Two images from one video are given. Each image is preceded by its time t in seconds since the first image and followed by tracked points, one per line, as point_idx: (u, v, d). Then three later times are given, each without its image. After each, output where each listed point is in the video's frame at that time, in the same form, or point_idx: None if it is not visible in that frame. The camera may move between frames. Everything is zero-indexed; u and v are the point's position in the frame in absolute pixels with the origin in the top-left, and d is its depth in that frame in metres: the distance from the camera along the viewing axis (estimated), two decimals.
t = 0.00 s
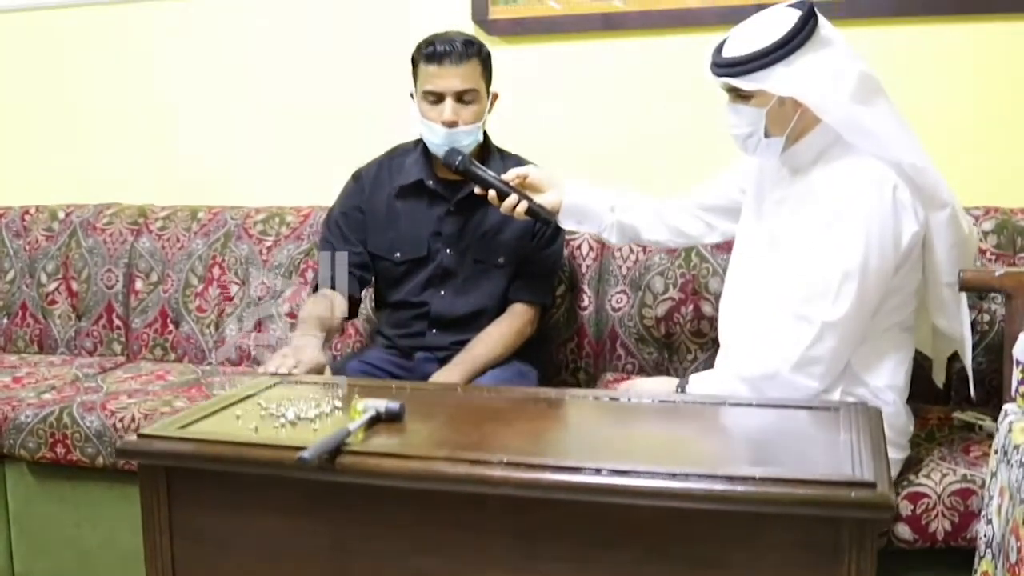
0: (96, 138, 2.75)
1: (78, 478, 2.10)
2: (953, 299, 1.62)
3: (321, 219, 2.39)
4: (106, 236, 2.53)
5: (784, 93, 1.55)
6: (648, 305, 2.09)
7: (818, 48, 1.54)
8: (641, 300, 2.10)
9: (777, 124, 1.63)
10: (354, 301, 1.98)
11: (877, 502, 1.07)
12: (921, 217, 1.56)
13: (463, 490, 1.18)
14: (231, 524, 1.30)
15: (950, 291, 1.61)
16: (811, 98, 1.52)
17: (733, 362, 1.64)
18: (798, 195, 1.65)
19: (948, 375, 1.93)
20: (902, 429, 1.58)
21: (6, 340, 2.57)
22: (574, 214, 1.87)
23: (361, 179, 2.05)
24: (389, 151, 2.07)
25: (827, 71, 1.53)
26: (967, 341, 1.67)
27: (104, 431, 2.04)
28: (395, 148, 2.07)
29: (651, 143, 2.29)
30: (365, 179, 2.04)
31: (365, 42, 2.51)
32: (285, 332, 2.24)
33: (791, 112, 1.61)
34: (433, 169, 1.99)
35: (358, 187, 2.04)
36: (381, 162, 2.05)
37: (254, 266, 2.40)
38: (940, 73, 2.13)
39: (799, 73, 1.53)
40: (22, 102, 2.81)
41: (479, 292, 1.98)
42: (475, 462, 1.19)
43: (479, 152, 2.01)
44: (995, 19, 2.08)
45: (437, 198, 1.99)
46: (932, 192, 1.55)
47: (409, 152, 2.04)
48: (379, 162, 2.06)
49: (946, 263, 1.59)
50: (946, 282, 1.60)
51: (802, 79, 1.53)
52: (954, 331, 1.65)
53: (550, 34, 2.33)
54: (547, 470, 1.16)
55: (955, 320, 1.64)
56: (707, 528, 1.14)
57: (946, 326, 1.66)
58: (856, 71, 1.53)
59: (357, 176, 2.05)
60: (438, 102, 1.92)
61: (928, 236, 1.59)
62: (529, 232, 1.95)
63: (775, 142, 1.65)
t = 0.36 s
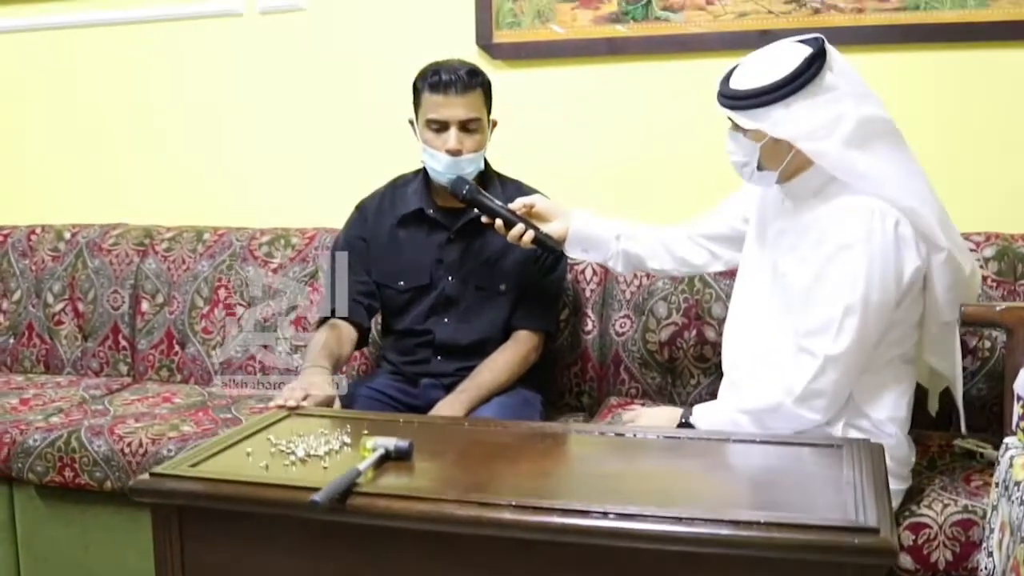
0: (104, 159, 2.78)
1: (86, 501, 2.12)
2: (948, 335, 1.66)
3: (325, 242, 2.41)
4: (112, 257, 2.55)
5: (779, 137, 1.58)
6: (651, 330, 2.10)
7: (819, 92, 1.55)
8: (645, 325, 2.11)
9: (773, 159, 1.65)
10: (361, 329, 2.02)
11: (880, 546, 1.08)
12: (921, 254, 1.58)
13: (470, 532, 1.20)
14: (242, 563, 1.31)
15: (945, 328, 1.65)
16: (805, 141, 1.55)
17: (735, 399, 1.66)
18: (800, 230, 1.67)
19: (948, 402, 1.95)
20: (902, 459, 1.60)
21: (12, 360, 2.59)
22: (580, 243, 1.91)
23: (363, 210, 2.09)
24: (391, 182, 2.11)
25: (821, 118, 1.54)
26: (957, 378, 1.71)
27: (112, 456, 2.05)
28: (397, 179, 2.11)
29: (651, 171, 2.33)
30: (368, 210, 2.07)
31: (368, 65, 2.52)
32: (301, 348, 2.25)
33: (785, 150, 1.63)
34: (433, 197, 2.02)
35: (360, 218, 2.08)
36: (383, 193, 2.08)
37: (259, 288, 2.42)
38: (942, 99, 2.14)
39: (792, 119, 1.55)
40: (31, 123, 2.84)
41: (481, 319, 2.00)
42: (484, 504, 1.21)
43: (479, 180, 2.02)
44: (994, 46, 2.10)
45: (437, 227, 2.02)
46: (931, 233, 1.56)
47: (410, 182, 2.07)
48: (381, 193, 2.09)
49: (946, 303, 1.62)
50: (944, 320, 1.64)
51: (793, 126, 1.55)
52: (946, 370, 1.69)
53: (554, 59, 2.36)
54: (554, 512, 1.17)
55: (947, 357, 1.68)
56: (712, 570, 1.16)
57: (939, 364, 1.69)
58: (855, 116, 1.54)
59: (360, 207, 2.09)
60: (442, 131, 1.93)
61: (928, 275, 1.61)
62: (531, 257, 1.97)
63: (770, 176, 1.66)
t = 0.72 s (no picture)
0: (112, 175, 2.81)
1: (95, 516, 2.14)
2: (943, 359, 1.70)
3: (330, 258, 2.44)
4: (119, 272, 2.57)
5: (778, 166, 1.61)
6: (654, 347, 2.13)
7: (819, 123, 1.58)
8: (647, 342, 2.14)
9: (771, 185, 1.68)
10: (366, 347, 2.03)
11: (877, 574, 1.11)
12: (920, 280, 1.61)
13: (478, 558, 1.22)
14: None
15: (942, 352, 1.69)
16: (804, 171, 1.58)
17: (735, 418, 1.68)
18: (799, 255, 1.69)
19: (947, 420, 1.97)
20: (901, 480, 1.62)
21: (20, 373, 2.61)
22: (587, 262, 1.94)
23: (369, 231, 2.11)
24: (396, 202, 2.13)
25: (820, 147, 1.57)
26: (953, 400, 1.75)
27: (121, 472, 2.07)
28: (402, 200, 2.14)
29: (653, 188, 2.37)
30: (374, 230, 2.10)
31: (372, 82, 2.55)
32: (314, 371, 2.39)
33: (786, 178, 1.66)
34: (437, 217, 2.05)
35: (366, 238, 2.11)
36: (388, 213, 2.11)
37: (265, 304, 2.45)
38: (940, 118, 2.17)
39: (792, 149, 1.58)
40: (40, 139, 2.87)
41: (485, 338, 2.02)
42: (490, 530, 1.23)
43: (483, 199, 2.04)
44: (991, 67, 2.13)
45: (441, 246, 2.04)
46: (930, 258, 1.59)
47: (415, 202, 2.10)
48: (386, 214, 2.12)
49: (945, 328, 1.66)
50: (942, 345, 1.67)
51: (793, 155, 1.58)
52: (941, 392, 1.73)
53: (556, 77, 2.40)
54: (560, 539, 1.20)
55: (944, 380, 1.72)
56: None
57: (935, 387, 1.73)
58: (854, 146, 1.57)
59: (366, 227, 2.12)
60: (444, 152, 1.96)
61: (927, 300, 1.64)
62: (535, 276, 2.00)
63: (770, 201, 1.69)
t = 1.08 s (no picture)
0: (122, 183, 2.85)
1: (108, 521, 2.18)
2: (944, 367, 1.74)
3: (338, 266, 2.48)
4: (130, 279, 2.61)
5: (783, 178, 1.64)
6: (658, 354, 2.16)
7: (824, 137, 1.61)
8: (652, 349, 2.17)
9: (775, 197, 1.71)
10: (373, 352, 2.07)
11: None
12: (921, 291, 1.64)
13: (490, 565, 1.25)
14: None
15: (943, 361, 1.73)
16: (807, 184, 1.62)
17: (739, 424, 1.72)
18: (801, 263, 1.73)
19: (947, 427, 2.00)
20: (902, 486, 1.65)
21: (31, 379, 2.64)
22: (594, 271, 1.99)
23: (379, 235, 2.15)
24: (406, 208, 2.17)
25: (824, 160, 1.60)
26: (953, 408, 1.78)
27: (133, 478, 2.10)
28: (412, 203, 2.17)
29: (657, 198, 2.40)
30: (384, 235, 2.14)
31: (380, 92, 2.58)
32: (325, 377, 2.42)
33: (790, 189, 1.69)
34: (449, 224, 2.08)
35: (376, 243, 2.14)
36: (399, 218, 2.14)
37: (274, 312, 2.48)
38: (940, 129, 2.20)
39: (797, 161, 1.61)
40: (51, 147, 2.91)
41: (493, 344, 2.06)
42: (502, 538, 1.26)
43: (493, 208, 2.07)
44: (990, 79, 2.16)
45: (452, 254, 2.07)
46: (930, 269, 1.62)
47: (426, 208, 2.13)
48: (396, 219, 2.15)
49: (945, 338, 1.69)
50: (942, 354, 1.71)
51: (798, 168, 1.61)
52: (941, 401, 1.77)
53: (562, 88, 2.43)
54: (571, 546, 1.23)
55: (944, 390, 1.76)
56: None
57: (935, 396, 1.77)
58: (858, 159, 1.60)
59: (375, 231, 2.15)
60: (456, 158, 1.99)
61: (928, 311, 1.67)
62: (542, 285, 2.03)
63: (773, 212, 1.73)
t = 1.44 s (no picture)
0: (131, 185, 2.88)
1: (119, 517, 2.21)
2: (943, 366, 1.77)
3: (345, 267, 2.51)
4: (139, 280, 2.64)
5: (784, 181, 1.68)
6: (661, 353, 2.20)
7: (825, 140, 1.65)
8: (655, 348, 2.20)
9: (777, 200, 1.74)
10: (386, 353, 2.11)
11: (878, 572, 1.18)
12: (920, 291, 1.67)
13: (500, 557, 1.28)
14: None
15: (941, 360, 1.76)
16: (808, 186, 1.65)
17: (743, 422, 1.75)
18: (804, 265, 1.76)
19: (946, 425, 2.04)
20: (900, 483, 1.68)
21: (41, 379, 2.67)
22: (599, 272, 2.02)
23: (389, 236, 2.18)
24: (416, 210, 2.20)
25: (825, 163, 1.64)
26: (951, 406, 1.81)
27: (145, 475, 2.13)
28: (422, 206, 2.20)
29: (661, 200, 2.43)
30: (394, 236, 2.17)
31: (386, 95, 2.62)
32: (331, 377, 2.46)
33: (792, 192, 1.72)
34: (457, 226, 2.11)
35: (385, 244, 2.17)
36: (408, 220, 2.18)
37: (282, 312, 2.52)
38: (939, 132, 2.24)
39: (798, 165, 1.65)
40: (61, 149, 2.94)
41: (500, 344, 2.09)
42: (512, 531, 1.29)
43: (502, 210, 2.10)
44: (988, 82, 2.19)
45: (461, 256, 2.11)
46: (928, 270, 1.65)
47: (435, 210, 2.17)
48: (406, 221, 2.18)
49: (943, 338, 1.72)
50: (940, 353, 1.74)
51: (799, 171, 1.65)
52: (940, 400, 1.80)
53: (566, 91, 2.46)
54: (579, 539, 1.26)
55: (943, 389, 1.79)
56: None
57: (934, 394, 1.80)
58: (858, 162, 1.64)
59: (385, 233, 2.18)
60: (465, 167, 2.03)
61: (926, 312, 1.71)
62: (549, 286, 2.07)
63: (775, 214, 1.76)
